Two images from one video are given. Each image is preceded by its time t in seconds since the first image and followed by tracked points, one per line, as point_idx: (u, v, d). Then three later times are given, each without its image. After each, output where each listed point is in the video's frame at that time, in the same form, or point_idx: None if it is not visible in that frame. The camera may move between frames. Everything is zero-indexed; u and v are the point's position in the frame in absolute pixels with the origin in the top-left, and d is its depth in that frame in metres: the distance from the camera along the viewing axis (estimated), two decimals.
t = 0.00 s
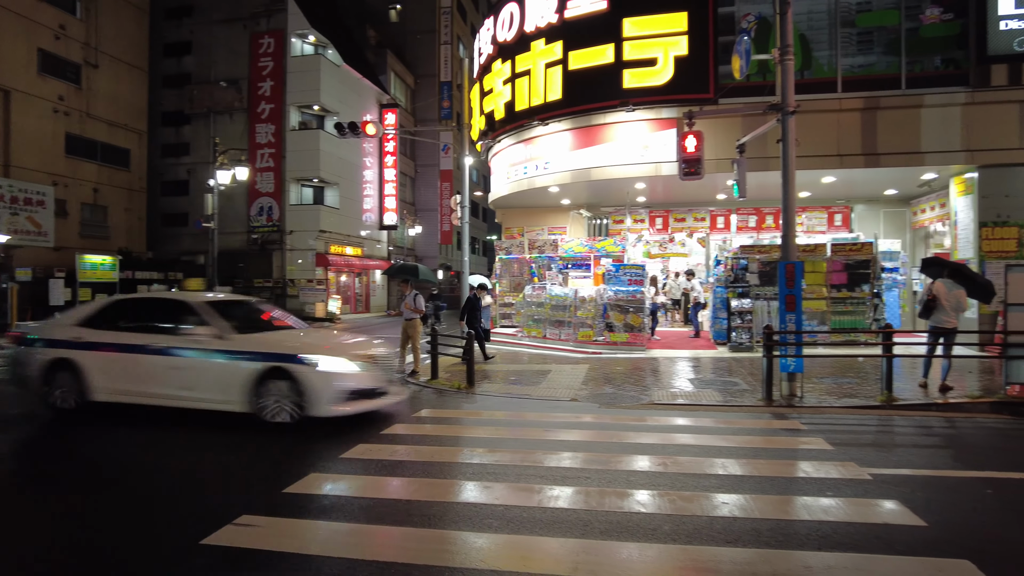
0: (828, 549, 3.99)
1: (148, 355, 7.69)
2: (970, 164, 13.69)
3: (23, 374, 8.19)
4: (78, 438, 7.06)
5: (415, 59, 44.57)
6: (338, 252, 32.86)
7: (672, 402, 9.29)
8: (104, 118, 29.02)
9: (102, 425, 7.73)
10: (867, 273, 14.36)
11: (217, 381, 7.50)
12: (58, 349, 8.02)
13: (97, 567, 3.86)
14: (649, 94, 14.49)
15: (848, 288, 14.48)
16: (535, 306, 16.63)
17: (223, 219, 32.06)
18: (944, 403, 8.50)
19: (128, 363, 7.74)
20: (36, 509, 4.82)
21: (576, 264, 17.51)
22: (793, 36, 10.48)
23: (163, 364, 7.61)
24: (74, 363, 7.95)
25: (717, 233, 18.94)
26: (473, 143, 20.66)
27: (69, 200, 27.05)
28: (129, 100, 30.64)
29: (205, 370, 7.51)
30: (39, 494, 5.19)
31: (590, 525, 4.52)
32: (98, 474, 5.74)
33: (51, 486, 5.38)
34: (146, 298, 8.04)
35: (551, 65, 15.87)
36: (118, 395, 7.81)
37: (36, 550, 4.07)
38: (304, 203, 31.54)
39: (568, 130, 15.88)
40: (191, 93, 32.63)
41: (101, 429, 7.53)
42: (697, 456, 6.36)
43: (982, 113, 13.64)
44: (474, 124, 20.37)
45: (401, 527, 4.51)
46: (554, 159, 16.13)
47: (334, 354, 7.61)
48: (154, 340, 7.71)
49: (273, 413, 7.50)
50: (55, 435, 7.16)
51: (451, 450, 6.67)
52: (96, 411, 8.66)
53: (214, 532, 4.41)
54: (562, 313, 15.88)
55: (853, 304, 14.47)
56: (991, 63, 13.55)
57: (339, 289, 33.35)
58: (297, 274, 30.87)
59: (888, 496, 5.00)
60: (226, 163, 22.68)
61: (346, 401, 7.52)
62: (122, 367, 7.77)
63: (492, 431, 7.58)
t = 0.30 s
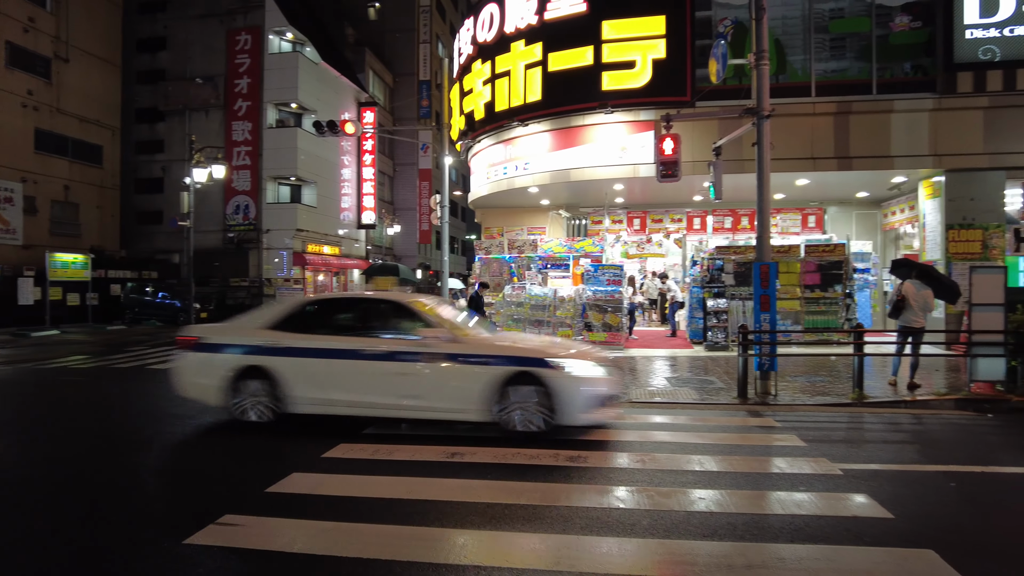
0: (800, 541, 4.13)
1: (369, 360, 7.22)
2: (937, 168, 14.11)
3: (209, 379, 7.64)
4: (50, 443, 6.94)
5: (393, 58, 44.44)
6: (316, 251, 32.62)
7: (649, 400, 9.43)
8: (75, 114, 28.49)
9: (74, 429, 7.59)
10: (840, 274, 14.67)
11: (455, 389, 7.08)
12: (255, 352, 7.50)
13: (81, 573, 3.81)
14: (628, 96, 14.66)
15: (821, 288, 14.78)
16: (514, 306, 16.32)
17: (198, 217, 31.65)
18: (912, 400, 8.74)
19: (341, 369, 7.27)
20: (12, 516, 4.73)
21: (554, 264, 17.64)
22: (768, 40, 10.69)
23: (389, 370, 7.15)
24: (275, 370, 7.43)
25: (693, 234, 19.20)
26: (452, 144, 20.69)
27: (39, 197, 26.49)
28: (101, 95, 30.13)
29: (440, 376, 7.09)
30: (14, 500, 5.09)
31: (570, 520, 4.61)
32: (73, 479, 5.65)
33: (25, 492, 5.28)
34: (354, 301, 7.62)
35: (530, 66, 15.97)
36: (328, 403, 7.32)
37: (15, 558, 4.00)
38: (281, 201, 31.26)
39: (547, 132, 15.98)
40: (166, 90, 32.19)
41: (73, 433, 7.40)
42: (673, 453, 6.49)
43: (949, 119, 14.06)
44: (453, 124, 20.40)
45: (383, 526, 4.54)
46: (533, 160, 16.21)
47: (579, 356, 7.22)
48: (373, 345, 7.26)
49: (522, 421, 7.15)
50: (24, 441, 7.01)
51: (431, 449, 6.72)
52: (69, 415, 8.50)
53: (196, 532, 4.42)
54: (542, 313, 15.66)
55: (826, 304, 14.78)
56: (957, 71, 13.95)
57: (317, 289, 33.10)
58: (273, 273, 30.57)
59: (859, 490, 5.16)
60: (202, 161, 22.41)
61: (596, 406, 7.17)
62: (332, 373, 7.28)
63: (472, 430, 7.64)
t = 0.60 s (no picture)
0: (785, 535, 4.27)
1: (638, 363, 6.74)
2: (914, 172, 14.46)
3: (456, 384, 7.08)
4: (38, 444, 6.93)
5: (377, 57, 44.34)
6: (299, 251, 32.43)
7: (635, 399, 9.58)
8: (54, 111, 28.10)
9: (60, 431, 7.58)
10: (820, 275, 14.95)
11: (741, 393, 6.59)
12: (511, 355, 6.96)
13: (84, 572, 3.88)
14: (614, 99, 14.83)
15: (802, 288, 15.03)
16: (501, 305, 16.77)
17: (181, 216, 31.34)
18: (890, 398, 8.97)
19: (610, 372, 6.76)
20: (9, 519, 4.76)
21: (540, 265, 17.83)
22: (752, 46, 10.88)
23: (670, 374, 6.64)
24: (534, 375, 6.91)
25: (677, 235, 19.42)
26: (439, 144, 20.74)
27: (17, 195, 26.06)
28: (80, 92, 29.73)
29: (730, 380, 6.59)
30: (7, 503, 5.11)
31: (564, 515, 4.72)
32: (65, 482, 5.67)
33: (18, 495, 5.30)
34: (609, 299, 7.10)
35: (517, 68, 16.08)
36: (597, 411, 6.81)
37: (13, 560, 4.04)
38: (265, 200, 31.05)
39: (533, 133, 16.10)
40: (147, 87, 31.85)
41: (61, 434, 7.39)
42: (659, 450, 6.62)
43: (926, 124, 14.40)
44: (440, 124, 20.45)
45: (376, 522, 4.62)
46: (519, 161, 16.30)
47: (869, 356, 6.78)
48: (645, 347, 6.75)
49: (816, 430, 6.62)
50: (14, 443, 7.00)
51: (422, 447, 6.80)
52: (54, 416, 8.45)
53: (195, 532, 4.48)
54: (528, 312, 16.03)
55: (807, 305, 14.98)
56: (933, 77, 14.29)
57: (300, 289, 32.93)
58: (256, 273, 30.36)
59: (840, 485, 5.33)
60: (186, 159, 22.26)
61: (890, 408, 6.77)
62: (600, 377, 6.76)
63: (461, 429, 7.71)
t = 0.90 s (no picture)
0: (772, 527, 4.42)
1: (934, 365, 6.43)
2: (896, 175, 14.75)
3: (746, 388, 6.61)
4: (30, 443, 6.94)
5: (365, 56, 44.26)
6: (287, 251, 32.30)
7: (623, 397, 9.73)
8: (37, 108, 27.77)
9: (52, 430, 7.57)
10: (805, 276, 15.18)
11: None
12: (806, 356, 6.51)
13: (90, 567, 3.94)
14: (603, 101, 14.99)
15: (787, 289, 15.30)
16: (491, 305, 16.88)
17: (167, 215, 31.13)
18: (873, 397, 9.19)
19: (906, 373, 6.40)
20: (9, 517, 4.80)
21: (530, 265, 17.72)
22: (739, 50, 11.05)
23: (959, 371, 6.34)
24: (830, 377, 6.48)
25: (664, 236, 19.61)
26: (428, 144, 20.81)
27: None
28: (63, 89, 29.45)
29: None
30: (3, 502, 5.14)
31: (558, 510, 4.83)
32: (60, 481, 5.70)
33: (14, 494, 5.32)
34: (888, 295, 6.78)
35: (507, 70, 16.20)
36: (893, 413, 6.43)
37: (15, 556, 4.08)
38: (251, 199, 30.90)
39: (523, 134, 16.23)
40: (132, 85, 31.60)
41: (53, 434, 7.39)
42: (649, 446, 6.76)
43: (908, 128, 14.71)
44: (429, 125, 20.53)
45: (375, 516, 4.71)
46: (509, 162, 16.41)
47: None
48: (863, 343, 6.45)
49: None
50: (6, 441, 7.00)
51: (416, 444, 6.88)
52: (45, 416, 8.43)
53: (197, 526, 4.55)
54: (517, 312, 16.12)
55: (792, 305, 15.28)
56: (914, 82, 14.61)
57: (287, 288, 32.79)
58: (243, 273, 30.21)
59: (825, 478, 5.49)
60: (173, 158, 22.14)
61: None
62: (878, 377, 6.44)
63: (454, 426, 7.79)
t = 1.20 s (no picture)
0: (764, 519, 4.54)
1: None
2: (885, 176, 14.96)
3: None
4: (27, 442, 6.96)
5: (357, 56, 44.21)
6: (279, 251, 32.26)
7: (617, 395, 9.85)
8: (28, 107, 27.60)
9: (48, 429, 7.60)
10: (795, 275, 15.37)
11: None
12: None
13: (100, 561, 4.01)
14: (596, 103, 15.12)
15: (778, 288, 15.48)
16: (485, 305, 16.95)
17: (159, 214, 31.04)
18: (863, 394, 9.37)
19: None
20: (15, 514, 4.85)
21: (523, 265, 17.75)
22: (732, 53, 11.20)
23: None
24: None
25: (656, 236, 19.76)
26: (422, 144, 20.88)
27: None
28: (53, 87, 29.30)
29: None
30: (5, 500, 5.18)
31: (555, 504, 4.94)
32: (60, 478, 5.74)
33: (15, 493, 5.35)
34: None
35: (501, 71, 16.31)
36: None
37: (22, 552, 4.15)
38: (244, 198, 30.84)
39: (517, 135, 16.33)
40: (124, 84, 31.47)
41: (50, 432, 7.41)
42: (640, 442, 6.88)
43: (897, 130, 14.91)
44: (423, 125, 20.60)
45: (374, 511, 4.81)
46: (503, 162, 16.50)
47: None
48: None
49: None
50: (3, 440, 7.03)
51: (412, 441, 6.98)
52: (40, 415, 8.44)
53: (201, 522, 4.62)
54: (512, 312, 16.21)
55: (783, 305, 15.49)
56: (903, 85, 14.84)
57: (279, 288, 32.76)
58: (235, 273, 30.16)
59: (815, 473, 5.63)
60: (167, 158, 22.09)
61: None
62: None
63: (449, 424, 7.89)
